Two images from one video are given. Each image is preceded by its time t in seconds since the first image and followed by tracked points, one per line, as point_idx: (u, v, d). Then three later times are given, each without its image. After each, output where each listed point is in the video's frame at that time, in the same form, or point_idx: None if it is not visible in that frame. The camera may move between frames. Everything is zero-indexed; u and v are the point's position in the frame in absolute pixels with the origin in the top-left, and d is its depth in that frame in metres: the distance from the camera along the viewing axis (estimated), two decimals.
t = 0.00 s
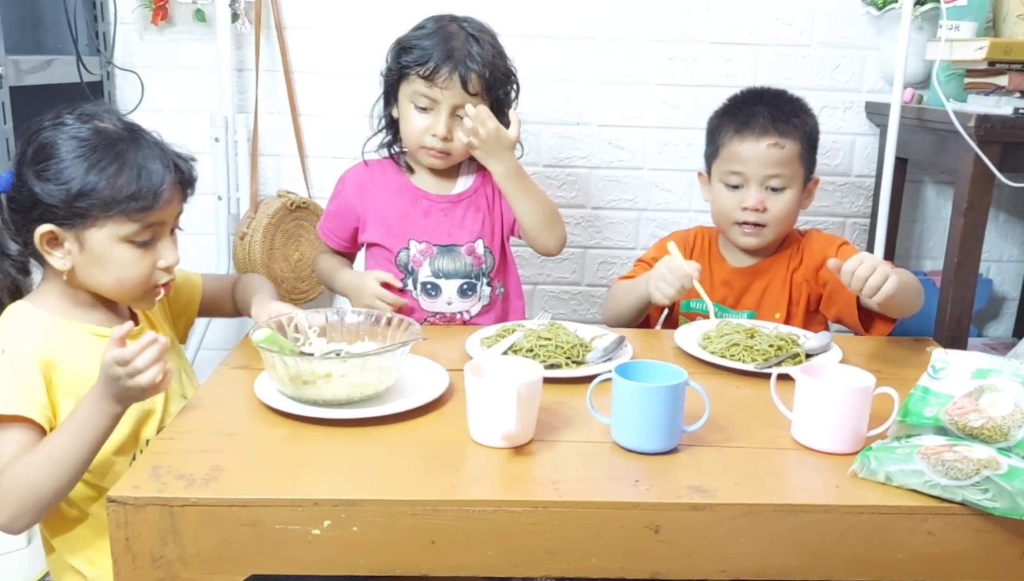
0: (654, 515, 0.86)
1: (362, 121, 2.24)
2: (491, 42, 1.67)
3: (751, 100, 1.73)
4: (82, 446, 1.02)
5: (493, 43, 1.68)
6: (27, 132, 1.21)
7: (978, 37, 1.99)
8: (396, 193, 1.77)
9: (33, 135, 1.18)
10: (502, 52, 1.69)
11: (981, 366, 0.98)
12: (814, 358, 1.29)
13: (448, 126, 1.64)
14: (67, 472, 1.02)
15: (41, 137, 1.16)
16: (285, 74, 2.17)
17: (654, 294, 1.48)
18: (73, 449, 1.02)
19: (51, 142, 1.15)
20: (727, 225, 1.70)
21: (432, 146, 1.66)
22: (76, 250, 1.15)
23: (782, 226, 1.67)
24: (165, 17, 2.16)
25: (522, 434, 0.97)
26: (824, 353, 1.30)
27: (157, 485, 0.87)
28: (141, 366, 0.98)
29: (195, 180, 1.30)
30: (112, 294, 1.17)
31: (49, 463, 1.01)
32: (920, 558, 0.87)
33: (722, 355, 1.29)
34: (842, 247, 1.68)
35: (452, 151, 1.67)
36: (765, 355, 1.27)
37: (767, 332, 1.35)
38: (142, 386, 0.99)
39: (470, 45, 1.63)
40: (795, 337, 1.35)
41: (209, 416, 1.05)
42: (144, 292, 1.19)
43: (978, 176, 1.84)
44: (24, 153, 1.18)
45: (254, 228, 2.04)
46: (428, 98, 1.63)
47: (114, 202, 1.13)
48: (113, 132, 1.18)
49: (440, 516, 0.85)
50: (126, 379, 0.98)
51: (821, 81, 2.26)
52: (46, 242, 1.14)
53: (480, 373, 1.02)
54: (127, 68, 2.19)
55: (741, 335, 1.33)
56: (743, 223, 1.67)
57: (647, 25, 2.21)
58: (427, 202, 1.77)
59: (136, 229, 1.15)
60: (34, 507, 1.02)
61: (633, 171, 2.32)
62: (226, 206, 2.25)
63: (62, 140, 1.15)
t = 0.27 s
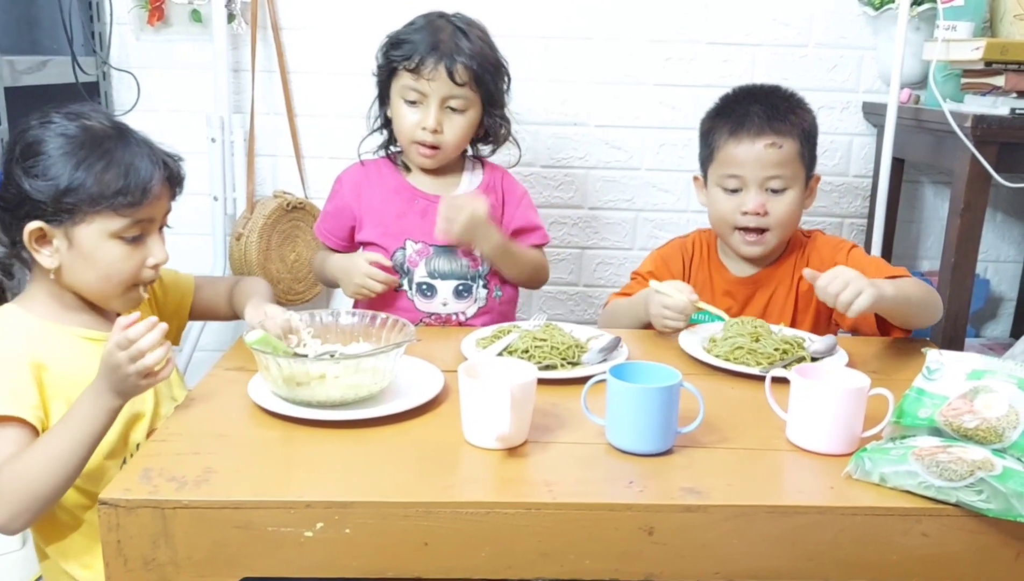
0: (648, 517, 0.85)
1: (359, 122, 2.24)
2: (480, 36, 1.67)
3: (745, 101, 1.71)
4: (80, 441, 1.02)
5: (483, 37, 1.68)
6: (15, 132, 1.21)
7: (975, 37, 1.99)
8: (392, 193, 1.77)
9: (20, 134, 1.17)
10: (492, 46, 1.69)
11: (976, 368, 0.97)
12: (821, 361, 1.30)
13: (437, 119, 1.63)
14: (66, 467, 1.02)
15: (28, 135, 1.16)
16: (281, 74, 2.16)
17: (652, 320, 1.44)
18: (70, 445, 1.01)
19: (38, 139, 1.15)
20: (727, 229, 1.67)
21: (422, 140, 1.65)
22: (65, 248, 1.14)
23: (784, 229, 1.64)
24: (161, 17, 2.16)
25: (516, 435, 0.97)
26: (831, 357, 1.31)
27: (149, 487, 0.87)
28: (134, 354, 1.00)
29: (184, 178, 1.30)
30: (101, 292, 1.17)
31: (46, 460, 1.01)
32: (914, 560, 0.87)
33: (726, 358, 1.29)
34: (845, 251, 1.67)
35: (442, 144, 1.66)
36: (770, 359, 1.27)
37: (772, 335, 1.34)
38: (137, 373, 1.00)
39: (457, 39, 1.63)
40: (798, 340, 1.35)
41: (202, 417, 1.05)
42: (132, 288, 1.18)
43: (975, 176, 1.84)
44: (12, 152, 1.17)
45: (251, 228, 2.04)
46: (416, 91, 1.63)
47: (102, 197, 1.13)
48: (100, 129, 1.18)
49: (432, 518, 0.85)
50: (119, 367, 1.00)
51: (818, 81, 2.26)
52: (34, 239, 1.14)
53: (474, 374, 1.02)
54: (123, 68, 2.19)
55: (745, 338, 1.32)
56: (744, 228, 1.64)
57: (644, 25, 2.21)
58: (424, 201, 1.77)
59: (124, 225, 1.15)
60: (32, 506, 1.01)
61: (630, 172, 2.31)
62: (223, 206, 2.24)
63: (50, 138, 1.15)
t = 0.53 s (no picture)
0: (645, 517, 0.85)
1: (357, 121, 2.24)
2: (478, 35, 1.68)
3: (743, 102, 1.69)
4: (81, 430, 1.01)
5: (480, 35, 1.68)
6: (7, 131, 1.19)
7: (974, 36, 1.99)
8: (388, 192, 1.76)
9: (13, 132, 1.16)
10: (489, 44, 1.69)
11: (974, 367, 0.97)
12: (820, 361, 1.30)
13: (442, 119, 1.63)
14: (67, 457, 1.01)
15: (22, 133, 1.15)
16: (278, 73, 2.16)
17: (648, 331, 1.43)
18: (71, 435, 1.01)
19: (32, 138, 1.14)
20: (725, 233, 1.66)
21: (426, 141, 1.65)
22: (61, 248, 1.14)
23: (783, 233, 1.63)
24: (158, 16, 2.15)
25: (513, 435, 0.97)
26: (830, 356, 1.31)
27: (145, 487, 0.86)
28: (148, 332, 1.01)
29: (179, 177, 1.30)
30: (99, 291, 1.17)
31: (46, 449, 1.00)
32: (912, 560, 0.86)
33: (726, 358, 1.29)
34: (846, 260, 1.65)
35: (447, 144, 1.65)
36: (770, 359, 1.27)
37: (772, 335, 1.34)
38: (146, 354, 1.01)
39: (456, 37, 1.64)
40: (798, 340, 1.34)
41: (199, 417, 1.04)
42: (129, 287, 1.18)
43: (974, 176, 1.84)
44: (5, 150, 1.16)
45: (248, 228, 2.03)
46: (419, 91, 1.62)
47: (100, 196, 1.13)
48: (96, 128, 1.17)
49: (429, 518, 0.85)
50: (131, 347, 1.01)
51: (816, 81, 2.26)
52: (30, 240, 1.13)
53: (471, 374, 1.02)
54: (120, 68, 2.19)
55: (745, 338, 1.31)
56: (742, 232, 1.63)
57: (642, 25, 2.20)
58: (420, 200, 1.76)
59: (122, 224, 1.15)
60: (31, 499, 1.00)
61: (628, 172, 2.31)
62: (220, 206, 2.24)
63: (44, 137, 1.14)
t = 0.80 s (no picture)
0: (644, 515, 0.85)
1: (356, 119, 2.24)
2: (486, 22, 1.67)
3: (739, 105, 1.67)
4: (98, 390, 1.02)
5: (490, 23, 1.67)
6: None
7: (973, 35, 1.99)
8: (422, 189, 1.75)
9: (6, 129, 1.16)
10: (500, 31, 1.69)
11: (973, 365, 0.97)
12: (820, 360, 1.30)
13: (460, 109, 1.63)
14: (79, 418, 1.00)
15: (14, 129, 1.14)
16: (277, 72, 2.16)
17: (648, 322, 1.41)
18: (86, 394, 1.01)
19: (25, 133, 1.14)
20: (726, 239, 1.64)
21: (449, 134, 1.64)
22: (66, 243, 1.14)
23: (786, 239, 1.61)
24: (157, 15, 2.15)
25: (512, 433, 0.97)
26: (829, 355, 1.31)
27: (143, 485, 0.86)
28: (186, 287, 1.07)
29: (177, 162, 1.30)
30: (107, 282, 1.17)
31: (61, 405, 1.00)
32: (912, 559, 0.86)
33: (725, 357, 1.28)
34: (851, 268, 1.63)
35: (468, 133, 1.65)
36: (770, 358, 1.27)
37: (771, 333, 1.34)
38: (180, 312, 1.06)
39: (464, 28, 1.63)
40: (797, 338, 1.34)
41: (198, 416, 1.04)
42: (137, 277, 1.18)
43: (973, 174, 1.84)
44: None
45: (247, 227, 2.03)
46: (434, 87, 1.63)
47: (101, 186, 1.12)
48: (89, 118, 1.17)
49: (428, 516, 0.84)
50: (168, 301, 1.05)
51: (816, 79, 2.26)
52: (34, 237, 1.13)
53: (470, 373, 1.02)
54: (119, 66, 2.19)
55: (745, 337, 1.31)
56: (743, 239, 1.60)
57: (641, 23, 2.20)
58: (455, 200, 1.75)
59: (124, 213, 1.15)
60: (38, 458, 0.98)
61: (628, 171, 2.31)
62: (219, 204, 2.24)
63: (38, 131, 1.14)
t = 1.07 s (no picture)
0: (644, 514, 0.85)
1: (355, 118, 2.23)
2: (519, 20, 1.67)
3: (746, 115, 1.60)
4: (168, 307, 1.04)
5: (522, 22, 1.67)
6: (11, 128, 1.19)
7: (973, 33, 1.99)
8: (462, 189, 1.72)
9: (18, 126, 1.16)
10: (532, 28, 1.68)
11: (973, 365, 0.97)
12: (819, 359, 1.30)
13: (489, 109, 1.63)
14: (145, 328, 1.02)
15: (26, 126, 1.15)
16: (277, 71, 2.16)
17: (651, 321, 1.40)
18: (156, 307, 1.03)
19: (37, 130, 1.14)
20: (730, 252, 1.57)
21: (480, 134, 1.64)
22: (82, 241, 1.14)
23: (791, 252, 1.54)
24: (157, 14, 2.15)
25: (512, 432, 0.96)
26: (829, 354, 1.31)
27: (143, 484, 0.86)
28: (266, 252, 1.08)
29: (191, 157, 1.29)
30: (123, 280, 1.16)
31: (131, 314, 1.02)
32: (911, 557, 0.86)
33: (724, 356, 1.28)
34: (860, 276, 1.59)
35: (500, 132, 1.64)
36: (769, 356, 1.26)
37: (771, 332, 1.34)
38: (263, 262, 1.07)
39: (493, 26, 1.62)
40: (797, 337, 1.34)
41: (197, 414, 1.04)
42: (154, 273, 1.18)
43: (973, 173, 1.84)
44: (11, 146, 1.16)
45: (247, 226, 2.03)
46: (464, 87, 1.63)
47: (114, 182, 1.12)
48: (100, 114, 1.17)
49: (427, 515, 0.84)
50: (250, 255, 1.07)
51: (816, 78, 2.26)
52: (49, 236, 1.13)
53: (470, 372, 1.02)
54: (118, 65, 2.18)
55: (745, 336, 1.31)
56: (748, 253, 1.53)
57: (641, 22, 2.20)
58: (492, 205, 1.72)
59: (139, 209, 1.14)
60: (99, 360, 1.00)
61: (628, 170, 2.31)
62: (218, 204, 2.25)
63: (50, 127, 1.14)
